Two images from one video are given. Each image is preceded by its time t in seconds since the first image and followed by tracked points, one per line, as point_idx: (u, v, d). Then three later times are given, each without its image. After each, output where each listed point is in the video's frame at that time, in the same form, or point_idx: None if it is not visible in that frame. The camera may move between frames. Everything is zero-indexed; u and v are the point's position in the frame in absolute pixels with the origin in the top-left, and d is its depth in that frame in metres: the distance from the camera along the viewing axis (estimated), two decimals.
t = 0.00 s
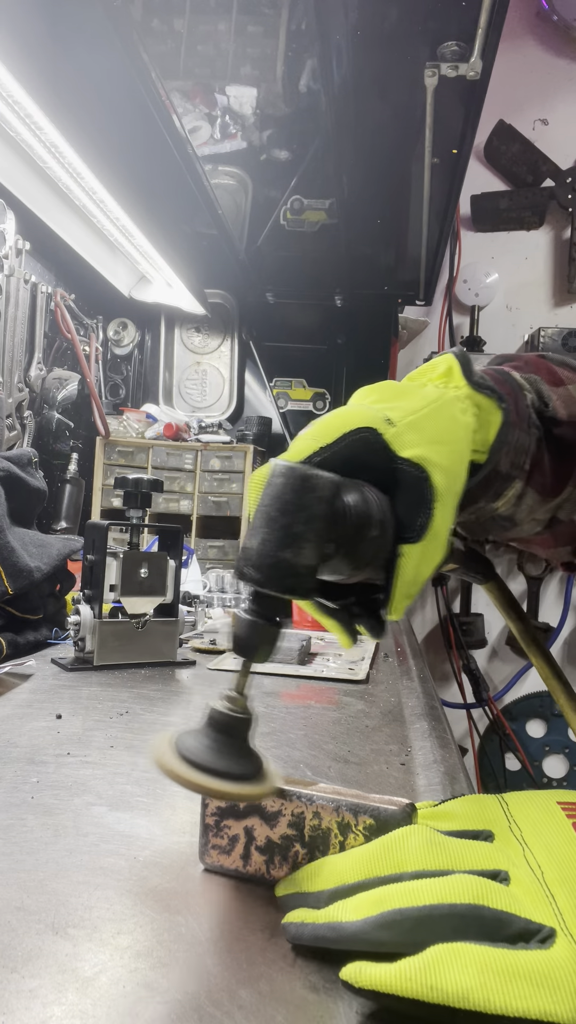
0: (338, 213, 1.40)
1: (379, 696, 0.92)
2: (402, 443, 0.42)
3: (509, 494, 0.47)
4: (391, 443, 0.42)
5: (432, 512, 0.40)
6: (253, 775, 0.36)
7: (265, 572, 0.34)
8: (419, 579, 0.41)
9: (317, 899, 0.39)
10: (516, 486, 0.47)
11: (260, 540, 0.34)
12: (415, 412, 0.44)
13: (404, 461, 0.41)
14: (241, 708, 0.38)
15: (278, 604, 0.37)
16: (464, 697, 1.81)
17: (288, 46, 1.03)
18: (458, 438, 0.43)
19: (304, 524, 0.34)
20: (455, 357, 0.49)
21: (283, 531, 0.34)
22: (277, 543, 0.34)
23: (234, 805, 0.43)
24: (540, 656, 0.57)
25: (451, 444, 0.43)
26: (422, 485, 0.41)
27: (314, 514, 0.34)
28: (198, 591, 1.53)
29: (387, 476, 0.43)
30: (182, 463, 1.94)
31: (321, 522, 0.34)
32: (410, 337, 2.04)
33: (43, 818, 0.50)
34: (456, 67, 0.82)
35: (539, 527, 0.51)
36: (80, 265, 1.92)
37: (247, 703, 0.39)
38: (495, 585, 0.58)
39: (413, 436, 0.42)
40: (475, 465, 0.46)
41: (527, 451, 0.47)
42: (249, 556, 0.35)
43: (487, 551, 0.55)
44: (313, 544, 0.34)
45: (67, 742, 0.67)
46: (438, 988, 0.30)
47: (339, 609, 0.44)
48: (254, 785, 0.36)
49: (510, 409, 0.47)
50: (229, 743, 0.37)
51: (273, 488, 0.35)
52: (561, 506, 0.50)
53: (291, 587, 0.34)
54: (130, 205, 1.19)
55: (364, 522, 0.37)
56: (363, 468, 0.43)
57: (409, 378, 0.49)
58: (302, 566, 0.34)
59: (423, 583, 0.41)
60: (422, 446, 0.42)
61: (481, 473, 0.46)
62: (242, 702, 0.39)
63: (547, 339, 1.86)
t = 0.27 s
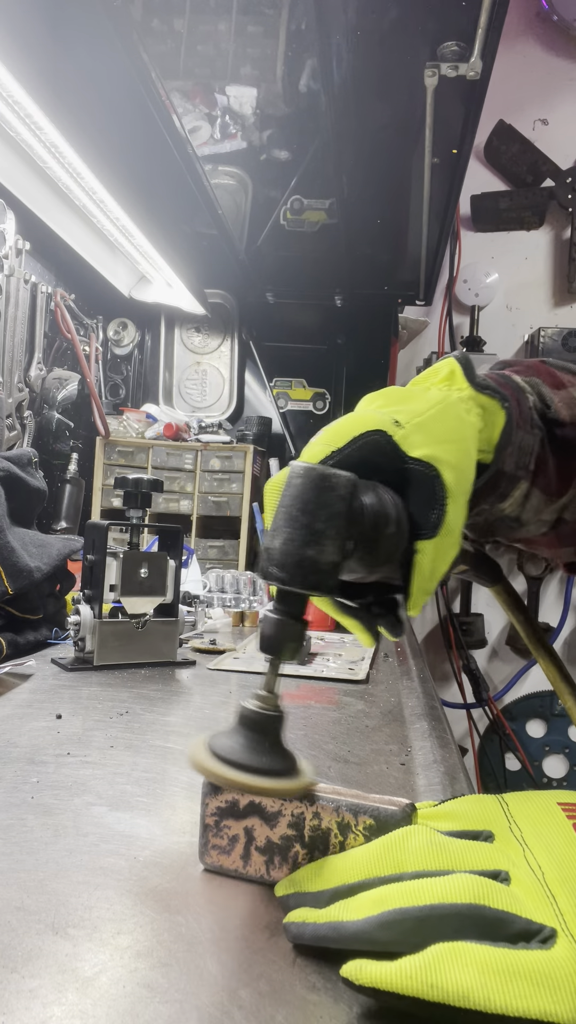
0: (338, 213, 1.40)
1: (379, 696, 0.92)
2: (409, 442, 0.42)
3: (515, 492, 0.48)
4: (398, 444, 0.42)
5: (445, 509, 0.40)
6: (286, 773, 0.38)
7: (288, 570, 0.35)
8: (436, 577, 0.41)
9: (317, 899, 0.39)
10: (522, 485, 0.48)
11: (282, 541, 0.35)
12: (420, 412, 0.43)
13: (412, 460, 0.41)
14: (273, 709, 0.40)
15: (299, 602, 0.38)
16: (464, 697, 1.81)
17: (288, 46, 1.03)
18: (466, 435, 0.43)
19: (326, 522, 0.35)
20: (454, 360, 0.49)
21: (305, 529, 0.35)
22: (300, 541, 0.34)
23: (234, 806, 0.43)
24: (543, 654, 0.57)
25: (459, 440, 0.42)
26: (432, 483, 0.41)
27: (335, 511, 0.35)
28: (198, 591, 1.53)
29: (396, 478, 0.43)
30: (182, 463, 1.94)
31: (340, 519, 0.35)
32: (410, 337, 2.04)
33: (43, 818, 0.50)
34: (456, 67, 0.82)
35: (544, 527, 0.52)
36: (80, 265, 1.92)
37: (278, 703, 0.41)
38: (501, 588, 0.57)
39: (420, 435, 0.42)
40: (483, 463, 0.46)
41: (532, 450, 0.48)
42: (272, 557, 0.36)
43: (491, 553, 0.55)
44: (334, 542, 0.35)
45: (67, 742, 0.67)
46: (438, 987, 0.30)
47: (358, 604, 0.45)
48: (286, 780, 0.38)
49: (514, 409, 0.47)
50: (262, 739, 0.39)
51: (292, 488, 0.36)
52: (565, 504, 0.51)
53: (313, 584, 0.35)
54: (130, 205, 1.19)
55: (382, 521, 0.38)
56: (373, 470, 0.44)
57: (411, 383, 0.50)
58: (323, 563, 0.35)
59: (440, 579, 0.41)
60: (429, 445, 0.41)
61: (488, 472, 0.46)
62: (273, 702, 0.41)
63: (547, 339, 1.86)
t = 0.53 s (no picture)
0: (338, 213, 1.40)
1: (379, 696, 0.92)
2: (438, 445, 0.42)
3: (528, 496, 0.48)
4: (424, 447, 0.42)
5: (471, 512, 0.40)
6: (321, 775, 0.38)
7: (324, 572, 0.34)
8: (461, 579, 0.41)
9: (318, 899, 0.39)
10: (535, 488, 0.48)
11: (319, 542, 0.35)
12: (446, 416, 0.43)
13: (440, 463, 0.41)
14: (307, 710, 0.39)
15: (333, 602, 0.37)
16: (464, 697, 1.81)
17: (288, 46, 1.03)
18: (488, 438, 0.43)
19: (362, 521, 0.34)
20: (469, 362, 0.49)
21: (342, 532, 0.34)
22: (337, 544, 0.34)
23: (234, 805, 0.43)
24: (550, 658, 0.56)
25: (483, 443, 0.43)
26: (460, 486, 0.41)
27: (370, 512, 0.35)
28: (198, 591, 1.53)
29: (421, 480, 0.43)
30: (182, 463, 1.94)
31: (376, 518, 0.35)
32: (410, 337, 2.04)
33: (43, 818, 0.50)
34: (456, 67, 0.82)
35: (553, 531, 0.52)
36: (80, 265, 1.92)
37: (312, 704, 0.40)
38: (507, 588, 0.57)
39: (446, 438, 0.42)
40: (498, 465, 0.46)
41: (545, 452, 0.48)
42: (310, 558, 0.35)
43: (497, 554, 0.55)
44: (370, 543, 0.35)
45: (67, 742, 0.67)
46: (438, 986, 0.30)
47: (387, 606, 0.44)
48: (325, 785, 0.37)
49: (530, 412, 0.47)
50: (297, 742, 0.38)
51: (327, 489, 0.36)
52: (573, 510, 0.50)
53: (349, 585, 0.34)
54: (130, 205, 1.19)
55: (414, 522, 0.38)
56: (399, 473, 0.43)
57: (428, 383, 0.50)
58: (362, 564, 0.34)
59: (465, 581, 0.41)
60: (454, 448, 0.42)
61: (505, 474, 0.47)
62: (307, 704, 0.40)
63: (547, 339, 1.86)
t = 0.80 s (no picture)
0: (338, 213, 1.40)
1: (379, 696, 0.92)
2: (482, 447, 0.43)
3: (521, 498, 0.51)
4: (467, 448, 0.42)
5: (514, 515, 0.42)
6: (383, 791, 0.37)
7: (386, 576, 0.35)
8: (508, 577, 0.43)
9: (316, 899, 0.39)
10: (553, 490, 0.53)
11: (379, 546, 0.36)
12: (479, 416, 0.44)
13: (481, 464, 0.42)
14: (367, 723, 0.39)
15: (392, 608, 0.38)
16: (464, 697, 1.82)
17: (288, 46, 1.03)
18: (525, 440, 0.45)
19: (425, 527, 0.36)
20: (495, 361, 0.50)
21: (405, 535, 0.36)
22: (397, 549, 0.36)
23: (235, 805, 0.43)
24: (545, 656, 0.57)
25: (521, 445, 0.45)
26: (504, 489, 0.42)
27: (430, 513, 0.36)
28: (198, 591, 1.53)
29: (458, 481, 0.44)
30: (182, 463, 1.94)
31: (436, 522, 0.36)
32: (410, 337, 2.04)
33: (43, 818, 0.50)
34: (456, 67, 0.82)
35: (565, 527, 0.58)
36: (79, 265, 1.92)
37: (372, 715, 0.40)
38: (509, 593, 0.56)
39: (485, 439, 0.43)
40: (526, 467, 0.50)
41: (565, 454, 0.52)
42: (370, 563, 0.36)
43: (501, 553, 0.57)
44: (432, 548, 0.36)
45: (67, 742, 0.67)
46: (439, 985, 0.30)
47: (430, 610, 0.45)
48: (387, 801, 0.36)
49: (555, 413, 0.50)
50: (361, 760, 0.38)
51: (386, 492, 0.37)
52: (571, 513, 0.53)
53: (410, 590, 0.36)
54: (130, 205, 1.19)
55: (465, 524, 0.39)
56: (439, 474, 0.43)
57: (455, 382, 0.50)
58: (423, 569, 0.36)
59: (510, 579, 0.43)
60: (492, 447, 0.43)
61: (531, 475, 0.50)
62: (368, 717, 0.40)
63: (547, 339, 1.85)
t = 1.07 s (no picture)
0: (338, 213, 1.40)
1: (379, 696, 0.92)
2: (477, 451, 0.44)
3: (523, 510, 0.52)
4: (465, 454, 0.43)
5: (510, 517, 0.43)
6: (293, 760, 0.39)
7: (389, 575, 0.36)
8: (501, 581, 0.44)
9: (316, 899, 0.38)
10: (552, 499, 0.55)
11: (379, 546, 0.36)
12: (476, 422, 0.46)
13: (481, 470, 0.43)
14: (363, 717, 0.40)
15: (392, 607, 0.38)
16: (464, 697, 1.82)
17: (288, 46, 1.03)
18: (522, 450, 0.46)
19: (423, 527, 0.36)
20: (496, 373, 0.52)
21: (404, 534, 0.36)
22: (398, 548, 0.36)
23: (235, 805, 0.43)
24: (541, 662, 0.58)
25: (518, 453, 0.46)
26: (498, 491, 0.43)
27: (431, 515, 0.36)
28: (198, 591, 1.53)
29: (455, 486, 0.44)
30: (182, 463, 1.94)
31: (435, 521, 0.36)
32: (410, 337, 2.04)
33: (43, 818, 0.50)
34: (456, 67, 0.82)
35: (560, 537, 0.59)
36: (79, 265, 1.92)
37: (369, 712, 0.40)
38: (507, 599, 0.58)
39: (481, 445, 0.44)
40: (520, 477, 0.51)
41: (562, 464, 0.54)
42: (368, 561, 0.36)
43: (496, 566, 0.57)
44: (431, 548, 0.36)
45: (68, 741, 0.67)
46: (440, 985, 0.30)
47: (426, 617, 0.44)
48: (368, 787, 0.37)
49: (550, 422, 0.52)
50: (353, 750, 0.38)
51: (388, 492, 0.37)
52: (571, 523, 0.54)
53: (410, 589, 0.36)
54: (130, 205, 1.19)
55: (462, 526, 0.39)
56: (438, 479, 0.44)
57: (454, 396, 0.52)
58: (423, 568, 0.36)
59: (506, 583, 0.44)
60: (490, 453, 0.44)
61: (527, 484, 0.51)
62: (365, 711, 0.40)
63: (547, 339, 1.85)
